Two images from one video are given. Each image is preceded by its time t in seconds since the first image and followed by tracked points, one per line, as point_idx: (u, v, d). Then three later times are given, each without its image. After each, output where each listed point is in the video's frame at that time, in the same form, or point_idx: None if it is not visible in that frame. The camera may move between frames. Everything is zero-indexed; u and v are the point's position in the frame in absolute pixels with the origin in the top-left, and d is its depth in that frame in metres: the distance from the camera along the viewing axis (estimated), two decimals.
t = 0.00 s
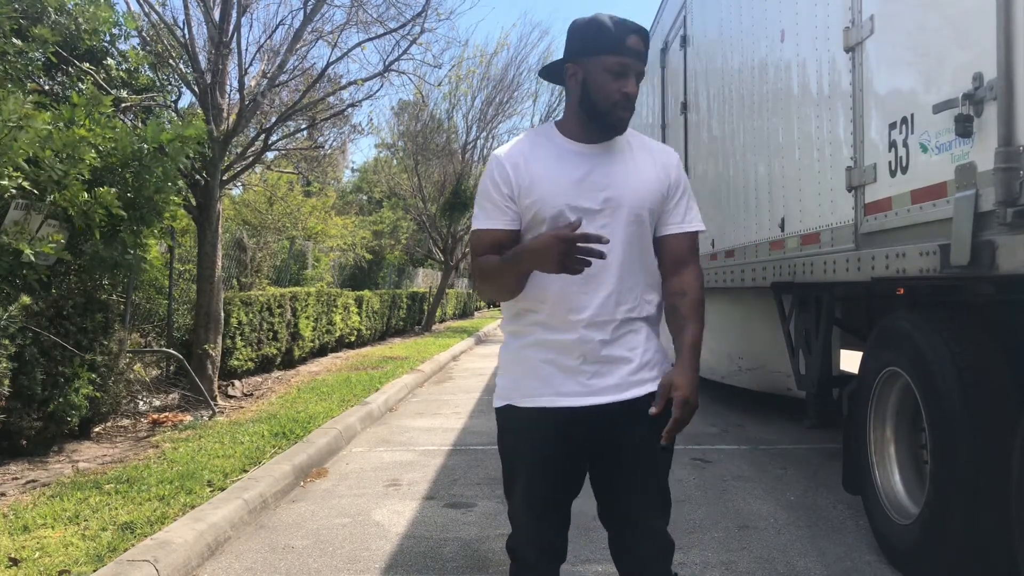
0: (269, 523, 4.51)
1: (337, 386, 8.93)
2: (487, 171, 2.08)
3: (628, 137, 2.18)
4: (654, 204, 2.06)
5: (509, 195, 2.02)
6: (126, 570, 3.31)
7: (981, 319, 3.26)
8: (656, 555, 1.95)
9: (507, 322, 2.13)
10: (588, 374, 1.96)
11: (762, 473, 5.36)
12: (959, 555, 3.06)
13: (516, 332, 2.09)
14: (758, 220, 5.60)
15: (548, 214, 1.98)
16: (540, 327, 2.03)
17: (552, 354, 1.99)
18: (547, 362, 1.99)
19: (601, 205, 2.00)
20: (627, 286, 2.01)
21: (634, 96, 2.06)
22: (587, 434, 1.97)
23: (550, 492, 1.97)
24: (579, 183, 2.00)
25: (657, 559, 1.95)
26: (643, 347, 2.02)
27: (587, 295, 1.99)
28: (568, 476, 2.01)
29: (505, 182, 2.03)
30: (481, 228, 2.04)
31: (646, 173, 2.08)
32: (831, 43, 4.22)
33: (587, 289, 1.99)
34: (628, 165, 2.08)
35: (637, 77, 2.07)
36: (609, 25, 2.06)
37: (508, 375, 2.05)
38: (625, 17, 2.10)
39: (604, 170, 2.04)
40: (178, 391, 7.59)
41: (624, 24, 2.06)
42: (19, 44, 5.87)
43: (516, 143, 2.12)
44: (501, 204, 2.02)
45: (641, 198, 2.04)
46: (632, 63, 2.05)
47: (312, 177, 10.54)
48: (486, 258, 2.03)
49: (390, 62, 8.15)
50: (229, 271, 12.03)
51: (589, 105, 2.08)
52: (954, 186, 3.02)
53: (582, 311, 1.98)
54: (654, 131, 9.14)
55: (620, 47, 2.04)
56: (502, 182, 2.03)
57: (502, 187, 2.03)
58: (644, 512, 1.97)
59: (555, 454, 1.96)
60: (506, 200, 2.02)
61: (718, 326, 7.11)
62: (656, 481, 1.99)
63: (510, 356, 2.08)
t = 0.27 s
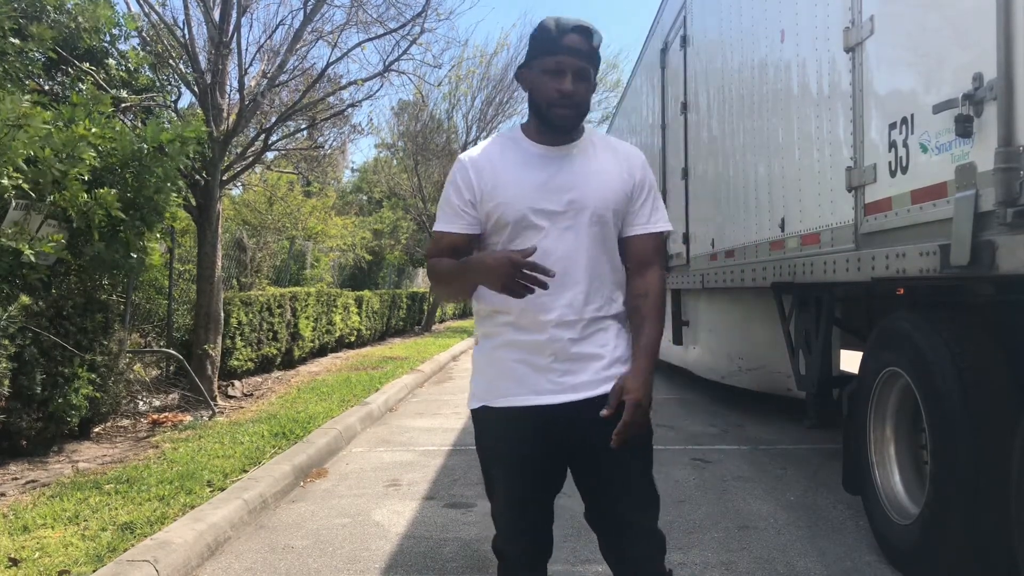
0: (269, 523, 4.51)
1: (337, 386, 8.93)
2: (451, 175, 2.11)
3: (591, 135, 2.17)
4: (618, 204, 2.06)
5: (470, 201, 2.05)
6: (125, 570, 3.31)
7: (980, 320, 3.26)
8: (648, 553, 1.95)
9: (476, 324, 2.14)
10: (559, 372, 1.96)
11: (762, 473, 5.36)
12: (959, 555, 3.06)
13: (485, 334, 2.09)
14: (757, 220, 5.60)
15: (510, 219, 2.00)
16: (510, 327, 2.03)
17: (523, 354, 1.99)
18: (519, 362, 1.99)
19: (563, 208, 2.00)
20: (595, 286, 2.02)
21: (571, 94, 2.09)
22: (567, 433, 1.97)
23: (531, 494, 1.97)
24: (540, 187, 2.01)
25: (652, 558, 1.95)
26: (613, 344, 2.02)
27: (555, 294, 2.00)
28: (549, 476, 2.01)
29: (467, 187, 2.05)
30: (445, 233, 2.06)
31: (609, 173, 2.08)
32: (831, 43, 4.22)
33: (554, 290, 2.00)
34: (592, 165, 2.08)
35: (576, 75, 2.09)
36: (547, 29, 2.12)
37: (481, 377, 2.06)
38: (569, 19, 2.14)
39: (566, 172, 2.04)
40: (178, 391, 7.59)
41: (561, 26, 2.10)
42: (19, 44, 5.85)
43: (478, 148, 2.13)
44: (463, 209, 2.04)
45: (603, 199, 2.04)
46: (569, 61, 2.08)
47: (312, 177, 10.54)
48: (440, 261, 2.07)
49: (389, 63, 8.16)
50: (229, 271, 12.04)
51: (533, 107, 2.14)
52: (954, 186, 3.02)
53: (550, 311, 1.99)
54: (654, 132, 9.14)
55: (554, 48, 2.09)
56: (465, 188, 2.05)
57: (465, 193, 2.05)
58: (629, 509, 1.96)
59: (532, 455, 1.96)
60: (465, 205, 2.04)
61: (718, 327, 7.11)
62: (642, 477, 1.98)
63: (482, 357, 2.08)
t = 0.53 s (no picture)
0: (269, 523, 4.51)
1: (337, 386, 8.93)
2: (434, 178, 2.15)
3: (573, 132, 2.16)
4: (597, 199, 2.04)
5: (449, 201, 2.09)
6: (125, 570, 3.31)
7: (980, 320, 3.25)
8: (646, 550, 1.94)
9: (464, 325, 2.15)
10: (541, 370, 1.96)
11: (762, 473, 5.36)
12: (959, 555, 3.06)
13: (472, 334, 2.11)
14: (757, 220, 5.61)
15: (486, 217, 2.02)
16: (493, 327, 2.04)
17: (506, 353, 2.00)
18: (503, 361, 2.00)
19: (538, 204, 2.00)
20: (574, 283, 2.01)
21: (543, 94, 2.11)
22: (558, 432, 1.97)
23: (524, 493, 1.97)
24: (515, 184, 2.01)
25: (650, 555, 1.94)
26: (597, 340, 2.00)
27: (535, 292, 2.00)
28: (542, 475, 2.01)
29: (446, 188, 2.09)
30: (427, 235, 2.10)
31: (588, 168, 2.06)
32: (831, 43, 4.22)
33: (533, 287, 2.00)
34: (569, 161, 2.07)
35: (547, 74, 2.11)
36: (519, 30, 2.14)
37: (468, 377, 2.07)
38: (540, 20, 2.17)
39: (543, 168, 2.04)
40: (178, 391, 7.59)
41: (532, 28, 2.13)
42: (19, 44, 5.85)
43: (461, 149, 2.17)
44: (442, 210, 2.08)
45: (581, 193, 2.02)
46: (539, 61, 2.10)
47: (312, 177, 10.53)
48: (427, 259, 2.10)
49: (389, 63, 8.16)
50: (229, 272, 12.04)
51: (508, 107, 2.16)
52: (954, 187, 3.02)
53: (531, 309, 1.99)
54: (654, 132, 9.15)
55: (525, 49, 2.11)
56: (444, 189, 2.09)
57: (444, 194, 2.09)
58: (626, 506, 1.96)
59: (523, 455, 1.96)
60: (444, 205, 2.08)
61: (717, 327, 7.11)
62: (639, 473, 1.98)
63: (470, 357, 2.09)
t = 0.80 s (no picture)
0: (269, 524, 4.50)
1: (337, 386, 8.93)
2: (429, 177, 2.14)
3: (568, 131, 2.15)
4: (594, 198, 2.04)
5: (444, 201, 2.07)
6: (125, 571, 3.31)
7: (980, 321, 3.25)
8: (647, 549, 1.94)
9: (460, 325, 2.14)
10: (540, 370, 1.96)
11: (762, 473, 5.36)
12: (959, 555, 3.05)
13: (469, 334, 2.10)
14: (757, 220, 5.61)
15: (482, 216, 2.01)
16: (491, 327, 2.03)
17: (504, 352, 1.99)
18: (501, 362, 1.99)
19: (535, 204, 2.00)
20: (571, 282, 2.01)
21: (536, 93, 2.11)
22: (556, 433, 1.97)
23: (523, 494, 1.97)
24: (512, 183, 2.01)
25: (650, 554, 1.93)
26: (595, 339, 2.00)
27: (532, 292, 2.00)
28: (541, 476, 2.01)
29: (441, 188, 2.08)
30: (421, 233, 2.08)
31: (584, 167, 2.06)
32: (831, 43, 4.22)
33: (530, 286, 2.00)
34: (566, 160, 2.06)
35: (539, 73, 2.10)
36: (512, 30, 2.14)
37: (466, 379, 2.06)
38: (534, 20, 2.17)
39: (540, 167, 2.03)
40: (178, 391, 7.59)
41: (526, 27, 2.13)
42: (19, 44, 5.85)
43: (455, 149, 2.16)
44: (437, 209, 2.07)
45: (578, 192, 2.02)
46: (532, 60, 2.10)
47: (313, 177, 10.53)
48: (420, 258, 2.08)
49: (390, 63, 8.15)
50: (229, 272, 12.04)
51: (502, 107, 2.15)
52: (954, 187, 3.02)
53: (528, 308, 1.99)
54: (654, 132, 9.15)
55: (518, 48, 2.11)
56: (439, 188, 2.08)
57: (440, 193, 2.08)
58: (625, 506, 1.96)
59: (522, 455, 1.96)
60: (439, 204, 2.07)
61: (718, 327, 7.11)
62: (637, 473, 1.98)
63: (467, 357, 2.08)
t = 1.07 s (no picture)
0: (269, 524, 4.51)
1: (337, 387, 8.93)
2: (434, 176, 2.13)
3: (574, 133, 2.15)
4: (600, 200, 2.05)
5: (450, 201, 2.07)
6: (125, 571, 3.31)
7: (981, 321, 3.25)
8: (648, 549, 1.94)
9: (463, 326, 2.14)
10: (544, 370, 1.95)
11: (762, 474, 5.36)
12: (959, 556, 3.05)
13: (472, 335, 2.10)
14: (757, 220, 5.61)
15: (489, 216, 2.01)
16: (494, 328, 2.03)
17: (508, 353, 1.99)
18: (505, 362, 1.99)
19: (542, 205, 2.00)
20: (576, 284, 2.01)
21: (546, 94, 2.10)
22: (557, 433, 1.97)
23: (525, 494, 1.97)
24: (519, 184, 2.01)
25: (651, 554, 1.94)
26: (598, 340, 2.01)
27: (536, 293, 2.00)
28: (541, 477, 2.01)
29: (448, 187, 2.07)
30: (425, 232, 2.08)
31: (591, 170, 2.06)
32: (831, 44, 4.22)
33: (535, 288, 2.00)
34: (573, 162, 2.06)
35: (550, 74, 2.10)
36: (524, 30, 2.14)
37: (468, 379, 2.06)
38: (543, 20, 2.16)
39: (547, 169, 2.04)
40: (178, 391, 7.60)
41: (537, 27, 2.12)
42: (19, 45, 5.85)
43: (461, 147, 2.15)
44: (442, 208, 2.06)
45: (584, 195, 2.02)
46: (543, 61, 2.10)
47: (313, 178, 10.53)
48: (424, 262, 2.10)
49: (389, 63, 8.15)
50: (229, 272, 12.05)
51: (512, 107, 2.14)
52: (954, 187, 3.02)
53: (532, 309, 1.99)
54: (654, 132, 9.15)
55: (530, 49, 2.11)
56: (445, 188, 2.08)
57: (446, 192, 2.07)
58: (625, 506, 1.96)
59: (525, 456, 1.96)
60: (445, 205, 2.06)
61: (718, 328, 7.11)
62: (639, 473, 1.98)
63: (470, 358, 2.08)
